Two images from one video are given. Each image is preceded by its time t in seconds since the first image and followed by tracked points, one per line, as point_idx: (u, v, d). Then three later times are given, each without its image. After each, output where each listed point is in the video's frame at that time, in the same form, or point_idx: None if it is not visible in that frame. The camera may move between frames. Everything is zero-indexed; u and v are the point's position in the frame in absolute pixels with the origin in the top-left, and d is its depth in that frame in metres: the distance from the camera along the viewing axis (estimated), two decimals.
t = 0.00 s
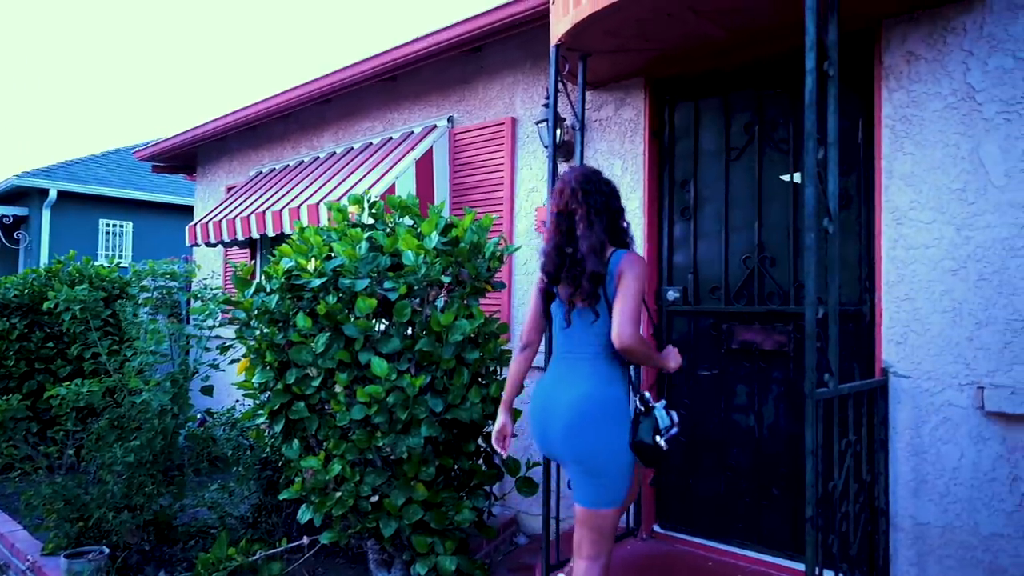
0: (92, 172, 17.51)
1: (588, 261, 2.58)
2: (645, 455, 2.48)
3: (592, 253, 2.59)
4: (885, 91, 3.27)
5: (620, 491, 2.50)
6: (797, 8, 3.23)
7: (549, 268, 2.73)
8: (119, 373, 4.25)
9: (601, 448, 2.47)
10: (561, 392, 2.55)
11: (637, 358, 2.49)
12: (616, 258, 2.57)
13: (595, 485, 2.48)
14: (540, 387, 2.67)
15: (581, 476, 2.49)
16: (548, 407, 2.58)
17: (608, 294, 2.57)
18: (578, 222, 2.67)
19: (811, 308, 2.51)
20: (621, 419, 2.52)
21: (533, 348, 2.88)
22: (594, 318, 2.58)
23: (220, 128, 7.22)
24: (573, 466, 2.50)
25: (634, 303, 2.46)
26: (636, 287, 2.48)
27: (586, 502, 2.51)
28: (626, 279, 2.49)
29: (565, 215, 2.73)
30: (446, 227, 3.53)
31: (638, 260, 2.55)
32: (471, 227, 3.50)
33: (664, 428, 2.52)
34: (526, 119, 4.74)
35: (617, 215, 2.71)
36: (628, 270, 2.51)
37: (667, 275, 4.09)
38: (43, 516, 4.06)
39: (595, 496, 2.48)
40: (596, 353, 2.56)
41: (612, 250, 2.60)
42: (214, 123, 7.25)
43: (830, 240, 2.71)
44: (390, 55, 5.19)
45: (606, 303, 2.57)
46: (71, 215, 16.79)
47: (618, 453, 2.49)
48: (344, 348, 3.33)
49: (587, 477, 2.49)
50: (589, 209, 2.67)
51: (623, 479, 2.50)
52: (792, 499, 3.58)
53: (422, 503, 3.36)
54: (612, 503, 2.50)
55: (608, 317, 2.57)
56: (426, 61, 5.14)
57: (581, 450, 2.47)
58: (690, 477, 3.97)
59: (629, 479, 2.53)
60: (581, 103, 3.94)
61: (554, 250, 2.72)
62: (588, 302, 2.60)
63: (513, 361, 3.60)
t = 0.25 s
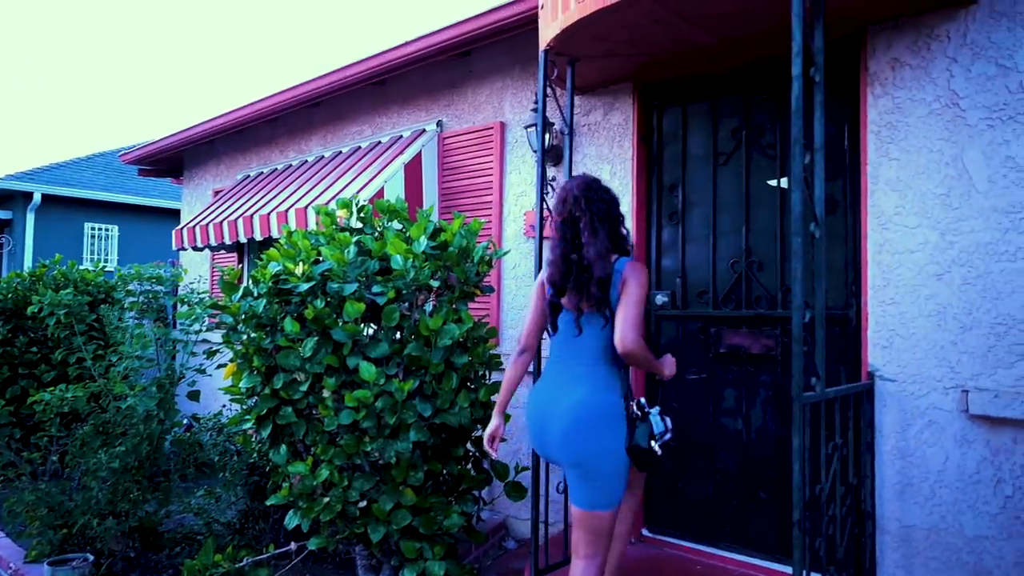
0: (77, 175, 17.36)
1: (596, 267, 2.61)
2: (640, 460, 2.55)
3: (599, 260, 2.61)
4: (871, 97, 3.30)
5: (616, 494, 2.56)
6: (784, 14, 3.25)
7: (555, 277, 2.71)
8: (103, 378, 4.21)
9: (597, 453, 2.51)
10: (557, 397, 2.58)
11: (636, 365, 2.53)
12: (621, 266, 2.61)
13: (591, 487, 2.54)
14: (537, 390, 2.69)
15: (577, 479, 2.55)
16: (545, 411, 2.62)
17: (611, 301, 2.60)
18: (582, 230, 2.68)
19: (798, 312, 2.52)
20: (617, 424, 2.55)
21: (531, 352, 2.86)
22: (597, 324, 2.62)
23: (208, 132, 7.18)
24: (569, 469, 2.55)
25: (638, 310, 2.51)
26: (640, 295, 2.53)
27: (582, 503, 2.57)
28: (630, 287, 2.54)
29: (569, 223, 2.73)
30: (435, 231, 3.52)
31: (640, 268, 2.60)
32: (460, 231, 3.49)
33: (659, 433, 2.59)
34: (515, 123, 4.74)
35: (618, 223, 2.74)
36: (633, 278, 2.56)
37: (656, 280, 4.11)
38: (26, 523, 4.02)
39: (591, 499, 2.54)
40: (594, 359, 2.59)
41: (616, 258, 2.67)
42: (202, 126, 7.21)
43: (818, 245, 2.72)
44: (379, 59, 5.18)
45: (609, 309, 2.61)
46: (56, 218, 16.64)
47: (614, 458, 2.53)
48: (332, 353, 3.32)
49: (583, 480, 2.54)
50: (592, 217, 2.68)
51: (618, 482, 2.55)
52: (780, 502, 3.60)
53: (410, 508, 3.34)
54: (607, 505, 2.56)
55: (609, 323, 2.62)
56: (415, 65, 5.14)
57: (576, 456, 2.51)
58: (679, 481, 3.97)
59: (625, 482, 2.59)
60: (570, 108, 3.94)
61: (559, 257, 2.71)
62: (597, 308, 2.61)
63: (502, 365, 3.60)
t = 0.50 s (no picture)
0: (64, 177, 17.23)
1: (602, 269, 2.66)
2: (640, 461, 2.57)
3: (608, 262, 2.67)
4: (859, 101, 3.32)
5: (614, 496, 2.55)
6: (773, 19, 3.27)
7: (564, 280, 2.73)
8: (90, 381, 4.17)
9: (595, 454, 2.53)
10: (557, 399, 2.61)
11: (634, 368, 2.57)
12: (625, 270, 2.67)
13: (589, 489, 2.54)
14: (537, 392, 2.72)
15: (575, 481, 2.56)
16: (544, 413, 2.64)
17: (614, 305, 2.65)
18: (588, 234, 2.73)
19: (787, 316, 2.53)
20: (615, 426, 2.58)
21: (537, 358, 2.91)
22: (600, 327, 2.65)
23: (197, 134, 7.15)
24: (568, 471, 2.56)
25: (640, 314, 2.57)
26: (642, 300, 2.60)
27: (581, 505, 2.57)
28: (633, 292, 2.61)
29: (575, 228, 2.77)
30: (425, 234, 3.52)
31: (642, 274, 2.67)
32: (450, 234, 3.49)
33: (654, 437, 2.59)
34: (505, 126, 4.75)
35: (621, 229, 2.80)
36: (635, 284, 2.62)
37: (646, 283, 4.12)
38: (12, 528, 3.98)
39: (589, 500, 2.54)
40: (594, 361, 2.62)
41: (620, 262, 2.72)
42: (191, 128, 7.18)
43: (806, 248, 2.73)
44: (370, 61, 5.17)
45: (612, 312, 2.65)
46: (43, 220, 16.52)
47: (612, 459, 2.55)
48: (322, 356, 3.30)
49: (581, 481, 2.55)
50: (598, 222, 2.75)
51: (617, 484, 2.55)
52: (769, 505, 3.61)
53: (400, 512, 3.33)
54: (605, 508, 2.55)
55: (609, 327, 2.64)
56: (405, 68, 5.14)
57: (574, 457, 2.53)
58: (669, 483, 3.98)
59: (623, 485, 2.59)
60: (561, 112, 3.94)
61: (565, 260, 2.74)
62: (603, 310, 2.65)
63: (492, 368, 3.60)
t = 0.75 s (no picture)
0: (53, 178, 17.11)
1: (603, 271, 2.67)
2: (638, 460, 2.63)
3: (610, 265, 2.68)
4: (849, 103, 3.34)
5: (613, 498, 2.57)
6: (764, 21, 3.29)
7: (568, 284, 2.73)
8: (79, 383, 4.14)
9: (598, 456, 2.54)
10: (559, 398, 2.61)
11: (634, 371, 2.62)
12: (625, 273, 2.68)
13: (592, 490, 2.56)
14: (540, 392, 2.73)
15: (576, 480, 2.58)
16: (546, 413, 2.65)
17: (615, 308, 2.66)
18: (592, 239, 2.75)
19: (778, 317, 2.54)
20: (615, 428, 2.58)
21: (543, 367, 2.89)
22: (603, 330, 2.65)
23: (187, 134, 7.11)
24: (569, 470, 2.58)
25: (640, 317, 2.59)
26: (641, 302, 2.62)
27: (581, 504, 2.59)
28: (632, 295, 2.63)
29: (578, 233, 2.79)
30: (417, 235, 3.51)
31: (642, 277, 2.68)
32: (442, 235, 3.48)
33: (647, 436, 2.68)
34: (497, 127, 4.75)
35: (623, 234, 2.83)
36: (635, 287, 2.64)
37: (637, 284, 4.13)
38: None
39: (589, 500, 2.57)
40: (596, 363, 2.63)
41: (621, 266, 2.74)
42: (181, 129, 7.14)
43: (797, 249, 2.74)
44: (361, 62, 5.16)
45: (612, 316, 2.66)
46: (31, 221, 16.41)
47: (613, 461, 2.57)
48: (313, 357, 3.29)
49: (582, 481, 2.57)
50: (600, 226, 2.77)
51: (617, 486, 2.57)
52: (759, 505, 3.63)
53: (392, 513, 3.32)
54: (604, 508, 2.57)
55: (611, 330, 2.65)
56: (397, 69, 5.13)
57: (576, 457, 2.55)
58: (661, 483, 3.99)
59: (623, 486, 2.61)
60: (552, 113, 3.94)
61: (570, 265, 2.75)
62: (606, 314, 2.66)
63: (484, 369, 3.59)
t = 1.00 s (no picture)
0: (42, 176, 17.00)
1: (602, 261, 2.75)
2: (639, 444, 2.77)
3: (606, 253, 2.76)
4: (840, 104, 3.35)
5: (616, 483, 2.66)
6: (756, 22, 3.29)
7: (569, 276, 2.83)
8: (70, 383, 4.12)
9: (604, 442, 2.62)
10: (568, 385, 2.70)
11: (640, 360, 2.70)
12: (622, 262, 2.75)
13: (595, 474, 2.64)
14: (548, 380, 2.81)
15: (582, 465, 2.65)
16: (554, 399, 2.73)
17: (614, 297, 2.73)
18: (590, 231, 2.81)
19: (770, 317, 2.55)
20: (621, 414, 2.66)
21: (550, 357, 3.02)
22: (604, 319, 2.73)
23: (178, 133, 7.08)
24: (576, 456, 2.66)
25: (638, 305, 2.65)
26: (639, 290, 2.67)
27: (583, 489, 2.67)
28: (630, 283, 2.69)
29: (577, 225, 2.87)
30: (410, 235, 3.50)
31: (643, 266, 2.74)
32: (434, 235, 3.48)
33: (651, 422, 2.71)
34: (490, 127, 4.75)
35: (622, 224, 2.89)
36: (633, 275, 2.70)
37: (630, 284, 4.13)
38: None
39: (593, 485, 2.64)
40: (603, 351, 2.71)
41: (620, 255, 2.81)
42: (172, 127, 7.11)
43: (788, 249, 2.74)
44: (354, 61, 5.15)
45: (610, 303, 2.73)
46: (20, 220, 16.31)
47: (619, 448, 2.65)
48: (305, 357, 3.28)
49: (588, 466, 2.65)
50: (597, 216, 2.84)
51: (620, 472, 2.65)
52: (751, 503, 3.64)
53: (384, 514, 3.32)
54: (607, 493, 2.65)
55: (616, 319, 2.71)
56: (390, 68, 5.12)
57: (584, 442, 2.63)
58: (653, 483, 4.00)
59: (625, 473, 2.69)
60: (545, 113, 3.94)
61: (569, 257, 2.85)
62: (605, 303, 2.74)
63: (476, 369, 3.59)
